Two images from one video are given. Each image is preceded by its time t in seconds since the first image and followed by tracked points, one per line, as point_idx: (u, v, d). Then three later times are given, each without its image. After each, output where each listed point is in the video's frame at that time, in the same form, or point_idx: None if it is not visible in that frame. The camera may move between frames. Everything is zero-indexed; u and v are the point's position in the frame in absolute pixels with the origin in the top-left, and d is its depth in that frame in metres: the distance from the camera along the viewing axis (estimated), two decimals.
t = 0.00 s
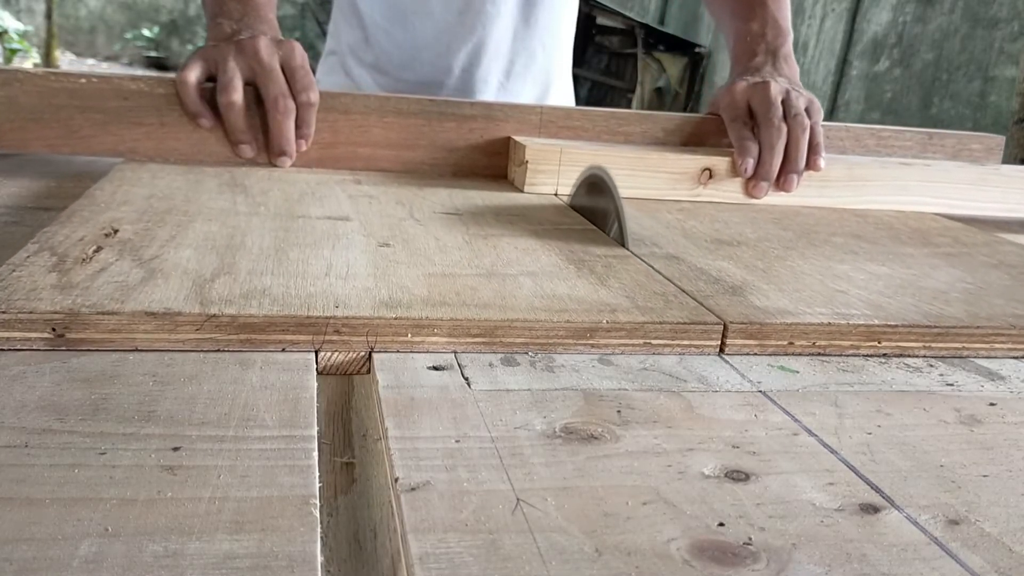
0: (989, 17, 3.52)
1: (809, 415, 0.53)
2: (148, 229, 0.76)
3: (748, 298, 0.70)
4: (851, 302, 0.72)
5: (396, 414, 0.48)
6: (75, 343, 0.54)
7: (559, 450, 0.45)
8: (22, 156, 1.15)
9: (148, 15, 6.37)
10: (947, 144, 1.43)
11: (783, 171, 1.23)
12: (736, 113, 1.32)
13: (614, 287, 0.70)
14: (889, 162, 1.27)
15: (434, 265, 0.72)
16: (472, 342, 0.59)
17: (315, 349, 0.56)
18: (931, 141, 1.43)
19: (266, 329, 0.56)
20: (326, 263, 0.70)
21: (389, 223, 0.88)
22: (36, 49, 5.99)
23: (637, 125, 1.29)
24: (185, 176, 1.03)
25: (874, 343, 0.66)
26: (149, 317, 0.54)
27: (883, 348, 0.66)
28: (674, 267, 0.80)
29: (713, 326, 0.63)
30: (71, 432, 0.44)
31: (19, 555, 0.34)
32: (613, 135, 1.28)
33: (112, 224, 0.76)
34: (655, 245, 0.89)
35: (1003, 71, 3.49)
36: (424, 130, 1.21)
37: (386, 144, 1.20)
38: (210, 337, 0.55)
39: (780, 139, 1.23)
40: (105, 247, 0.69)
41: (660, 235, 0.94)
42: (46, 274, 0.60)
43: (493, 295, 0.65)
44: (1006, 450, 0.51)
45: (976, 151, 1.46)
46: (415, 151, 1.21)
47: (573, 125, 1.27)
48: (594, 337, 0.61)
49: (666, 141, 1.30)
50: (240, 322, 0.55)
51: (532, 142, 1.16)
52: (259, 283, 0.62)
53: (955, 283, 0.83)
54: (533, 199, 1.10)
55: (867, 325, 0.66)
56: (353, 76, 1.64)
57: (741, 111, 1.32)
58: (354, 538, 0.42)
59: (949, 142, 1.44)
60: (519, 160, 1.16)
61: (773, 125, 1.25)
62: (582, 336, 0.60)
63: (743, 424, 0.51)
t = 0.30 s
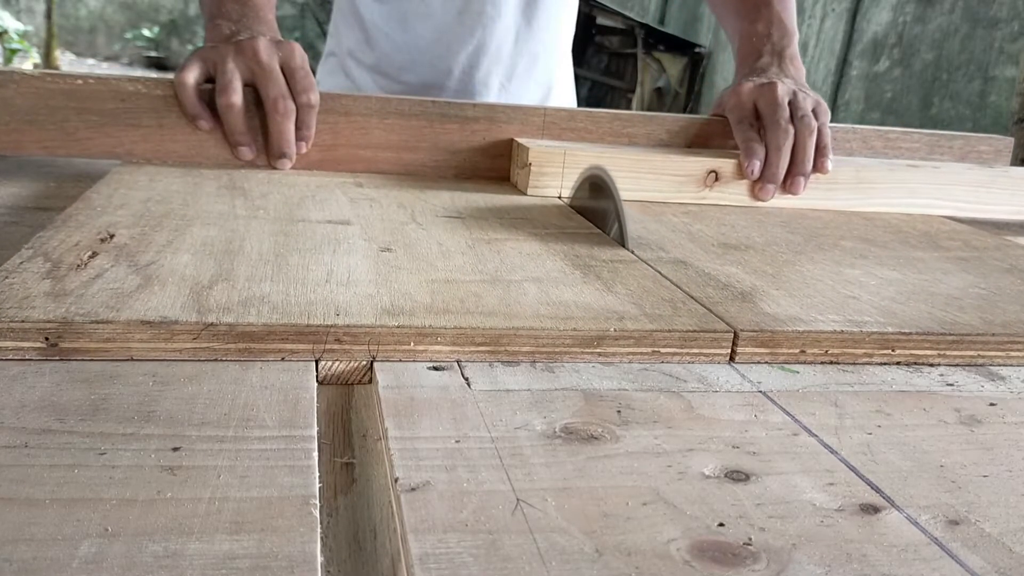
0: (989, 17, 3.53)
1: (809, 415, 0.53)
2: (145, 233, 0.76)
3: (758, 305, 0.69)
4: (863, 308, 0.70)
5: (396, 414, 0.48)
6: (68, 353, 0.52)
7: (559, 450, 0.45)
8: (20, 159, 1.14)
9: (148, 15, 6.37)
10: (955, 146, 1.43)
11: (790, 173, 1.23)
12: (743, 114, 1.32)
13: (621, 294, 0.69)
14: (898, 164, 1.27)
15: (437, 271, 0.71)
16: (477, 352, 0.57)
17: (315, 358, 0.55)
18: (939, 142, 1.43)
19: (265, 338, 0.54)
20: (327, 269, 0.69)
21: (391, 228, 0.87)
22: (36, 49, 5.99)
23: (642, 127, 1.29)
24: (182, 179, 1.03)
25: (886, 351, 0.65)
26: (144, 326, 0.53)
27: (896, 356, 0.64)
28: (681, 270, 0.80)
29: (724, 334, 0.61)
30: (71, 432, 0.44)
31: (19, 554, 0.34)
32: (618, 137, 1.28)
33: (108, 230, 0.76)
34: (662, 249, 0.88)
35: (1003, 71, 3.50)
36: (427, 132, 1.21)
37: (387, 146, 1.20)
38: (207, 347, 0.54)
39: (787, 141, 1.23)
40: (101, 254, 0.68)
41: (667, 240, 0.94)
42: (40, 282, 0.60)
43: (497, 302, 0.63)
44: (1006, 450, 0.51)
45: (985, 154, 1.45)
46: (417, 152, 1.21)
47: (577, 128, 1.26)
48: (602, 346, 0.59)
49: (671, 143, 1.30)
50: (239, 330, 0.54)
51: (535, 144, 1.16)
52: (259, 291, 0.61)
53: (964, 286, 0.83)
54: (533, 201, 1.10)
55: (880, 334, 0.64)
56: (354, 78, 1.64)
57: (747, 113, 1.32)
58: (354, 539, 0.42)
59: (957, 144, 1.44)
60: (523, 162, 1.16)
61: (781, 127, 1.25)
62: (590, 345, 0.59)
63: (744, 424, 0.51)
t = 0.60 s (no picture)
0: (988, 17, 3.53)
1: (810, 415, 0.53)
2: (143, 237, 0.76)
3: (767, 310, 0.68)
4: (873, 313, 0.70)
5: (396, 415, 0.48)
6: (62, 361, 0.51)
7: (559, 450, 0.45)
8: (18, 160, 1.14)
9: (148, 15, 6.37)
10: (962, 147, 1.43)
11: (796, 175, 1.23)
12: (748, 116, 1.32)
13: (627, 299, 0.68)
14: (903, 166, 1.26)
15: (438, 275, 0.71)
16: (481, 359, 0.56)
17: (315, 367, 0.54)
18: (945, 144, 1.42)
19: (265, 346, 0.53)
20: (327, 274, 0.69)
21: (392, 232, 0.87)
22: (36, 49, 6.00)
23: (644, 128, 1.28)
24: (180, 181, 1.03)
25: (899, 359, 0.63)
26: (141, 335, 0.52)
27: (909, 364, 0.63)
28: (685, 274, 0.80)
29: (733, 342, 0.60)
30: (71, 431, 0.44)
31: (19, 554, 0.34)
32: (620, 139, 1.28)
33: (104, 233, 0.76)
34: (667, 253, 0.88)
35: (1003, 71, 3.50)
36: (428, 133, 1.21)
37: (388, 148, 1.20)
38: (205, 355, 0.53)
39: (792, 143, 1.23)
40: (97, 258, 0.68)
41: (671, 243, 0.93)
42: (35, 288, 0.59)
43: (501, 308, 0.63)
44: (1006, 450, 0.51)
45: (993, 155, 1.45)
46: (419, 153, 1.21)
47: (579, 130, 1.26)
48: (608, 354, 0.58)
49: (673, 145, 1.30)
50: (237, 339, 0.53)
51: (538, 147, 1.16)
52: (258, 297, 0.61)
53: (973, 291, 0.82)
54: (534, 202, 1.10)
55: (894, 341, 0.63)
56: (354, 79, 1.64)
57: (753, 114, 1.32)
58: (354, 539, 0.42)
59: (964, 145, 1.43)
60: (525, 165, 1.16)
61: (786, 129, 1.25)
62: (597, 353, 0.58)
63: (744, 424, 0.51)
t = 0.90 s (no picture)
0: (988, 17, 3.55)
1: (809, 415, 0.53)
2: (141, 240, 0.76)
3: (773, 314, 0.68)
4: (881, 317, 0.70)
5: (396, 415, 0.48)
6: (58, 367, 0.50)
7: (559, 450, 0.45)
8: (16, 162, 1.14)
9: (148, 15, 6.37)
10: (968, 148, 1.43)
11: (800, 176, 1.23)
12: (752, 116, 1.32)
13: (632, 303, 0.68)
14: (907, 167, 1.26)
15: (440, 279, 0.71)
16: (483, 364, 0.55)
17: (316, 372, 0.53)
18: (949, 145, 1.42)
19: (264, 352, 0.52)
20: (327, 277, 0.69)
21: (393, 234, 0.87)
22: (36, 49, 5.99)
23: (647, 129, 1.28)
24: (178, 183, 1.03)
25: (908, 364, 0.63)
26: (138, 341, 0.51)
27: (918, 369, 0.63)
28: (689, 277, 0.80)
29: (739, 347, 0.60)
30: (71, 431, 0.44)
31: (19, 554, 0.34)
32: (622, 139, 1.28)
33: (101, 236, 0.76)
34: (671, 255, 0.88)
35: (1003, 71, 3.51)
36: (429, 134, 1.21)
37: (389, 149, 1.20)
38: (203, 361, 0.52)
39: (796, 144, 1.23)
40: (94, 262, 0.68)
41: (675, 246, 0.93)
42: (31, 292, 0.59)
43: (504, 312, 0.63)
44: (1006, 450, 0.51)
45: (997, 156, 1.45)
46: (420, 154, 1.21)
47: (581, 131, 1.26)
48: (613, 358, 0.57)
49: (676, 146, 1.30)
50: (236, 345, 0.52)
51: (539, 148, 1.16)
52: (257, 301, 0.61)
53: (981, 294, 0.82)
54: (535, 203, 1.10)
55: (903, 346, 0.63)
56: (354, 80, 1.64)
57: (756, 115, 1.32)
58: (354, 539, 0.42)
59: (969, 146, 1.43)
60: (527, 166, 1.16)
61: (790, 130, 1.25)
62: (601, 358, 0.57)
63: (744, 424, 0.51)
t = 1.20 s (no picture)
0: (988, 17, 3.61)
1: (809, 415, 0.53)
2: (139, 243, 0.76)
3: (782, 320, 0.68)
4: (890, 322, 0.70)
5: (396, 415, 0.48)
6: (53, 375, 0.50)
7: (559, 450, 0.45)
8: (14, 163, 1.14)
9: (148, 14, 6.37)
10: (974, 150, 1.42)
11: (805, 178, 1.23)
12: (756, 118, 1.32)
13: (637, 308, 0.68)
14: (913, 169, 1.26)
15: (442, 284, 0.71)
16: (486, 371, 0.55)
17: (316, 380, 0.52)
18: (955, 147, 1.42)
19: (263, 359, 0.52)
20: (328, 282, 0.69)
21: (393, 237, 0.87)
22: (36, 49, 5.99)
23: (650, 129, 1.28)
24: (176, 184, 1.03)
25: (919, 370, 0.62)
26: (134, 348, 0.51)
27: (929, 375, 0.62)
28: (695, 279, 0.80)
29: (747, 352, 0.59)
30: (71, 432, 0.44)
31: (19, 555, 0.34)
32: (624, 140, 1.28)
33: (99, 239, 0.76)
34: (676, 258, 0.88)
35: (1003, 71, 3.61)
36: (430, 134, 1.20)
37: (389, 151, 1.20)
38: (201, 368, 0.51)
39: (802, 145, 1.23)
40: (90, 266, 0.68)
41: (680, 248, 0.93)
42: (26, 298, 0.59)
43: (507, 317, 0.62)
44: (1006, 450, 0.51)
45: (1002, 157, 1.45)
46: (421, 156, 1.21)
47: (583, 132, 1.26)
48: (619, 365, 0.57)
49: (680, 146, 1.30)
50: (235, 352, 0.52)
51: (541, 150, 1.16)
52: (256, 307, 0.60)
53: (991, 298, 0.82)
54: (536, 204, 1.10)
55: (914, 352, 0.62)
56: (354, 81, 1.64)
57: (761, 116, 1.32)
58: (354, 539, 0.42)
59: (975, 147, 1.43)
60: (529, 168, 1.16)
61: (795, 131, 1.25)
62: (606, 364, 0.57)
63: (744, 424, 0.51)
